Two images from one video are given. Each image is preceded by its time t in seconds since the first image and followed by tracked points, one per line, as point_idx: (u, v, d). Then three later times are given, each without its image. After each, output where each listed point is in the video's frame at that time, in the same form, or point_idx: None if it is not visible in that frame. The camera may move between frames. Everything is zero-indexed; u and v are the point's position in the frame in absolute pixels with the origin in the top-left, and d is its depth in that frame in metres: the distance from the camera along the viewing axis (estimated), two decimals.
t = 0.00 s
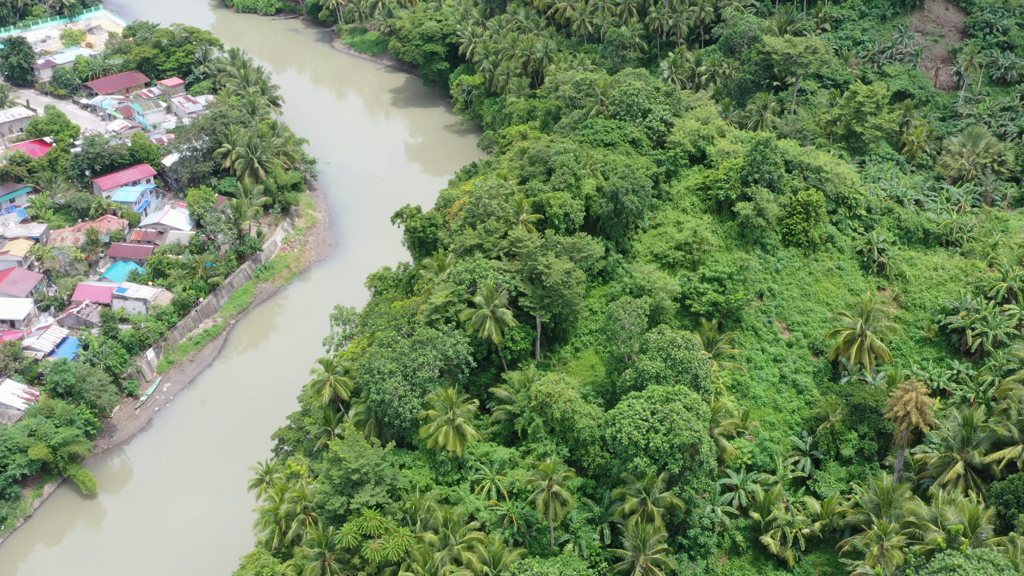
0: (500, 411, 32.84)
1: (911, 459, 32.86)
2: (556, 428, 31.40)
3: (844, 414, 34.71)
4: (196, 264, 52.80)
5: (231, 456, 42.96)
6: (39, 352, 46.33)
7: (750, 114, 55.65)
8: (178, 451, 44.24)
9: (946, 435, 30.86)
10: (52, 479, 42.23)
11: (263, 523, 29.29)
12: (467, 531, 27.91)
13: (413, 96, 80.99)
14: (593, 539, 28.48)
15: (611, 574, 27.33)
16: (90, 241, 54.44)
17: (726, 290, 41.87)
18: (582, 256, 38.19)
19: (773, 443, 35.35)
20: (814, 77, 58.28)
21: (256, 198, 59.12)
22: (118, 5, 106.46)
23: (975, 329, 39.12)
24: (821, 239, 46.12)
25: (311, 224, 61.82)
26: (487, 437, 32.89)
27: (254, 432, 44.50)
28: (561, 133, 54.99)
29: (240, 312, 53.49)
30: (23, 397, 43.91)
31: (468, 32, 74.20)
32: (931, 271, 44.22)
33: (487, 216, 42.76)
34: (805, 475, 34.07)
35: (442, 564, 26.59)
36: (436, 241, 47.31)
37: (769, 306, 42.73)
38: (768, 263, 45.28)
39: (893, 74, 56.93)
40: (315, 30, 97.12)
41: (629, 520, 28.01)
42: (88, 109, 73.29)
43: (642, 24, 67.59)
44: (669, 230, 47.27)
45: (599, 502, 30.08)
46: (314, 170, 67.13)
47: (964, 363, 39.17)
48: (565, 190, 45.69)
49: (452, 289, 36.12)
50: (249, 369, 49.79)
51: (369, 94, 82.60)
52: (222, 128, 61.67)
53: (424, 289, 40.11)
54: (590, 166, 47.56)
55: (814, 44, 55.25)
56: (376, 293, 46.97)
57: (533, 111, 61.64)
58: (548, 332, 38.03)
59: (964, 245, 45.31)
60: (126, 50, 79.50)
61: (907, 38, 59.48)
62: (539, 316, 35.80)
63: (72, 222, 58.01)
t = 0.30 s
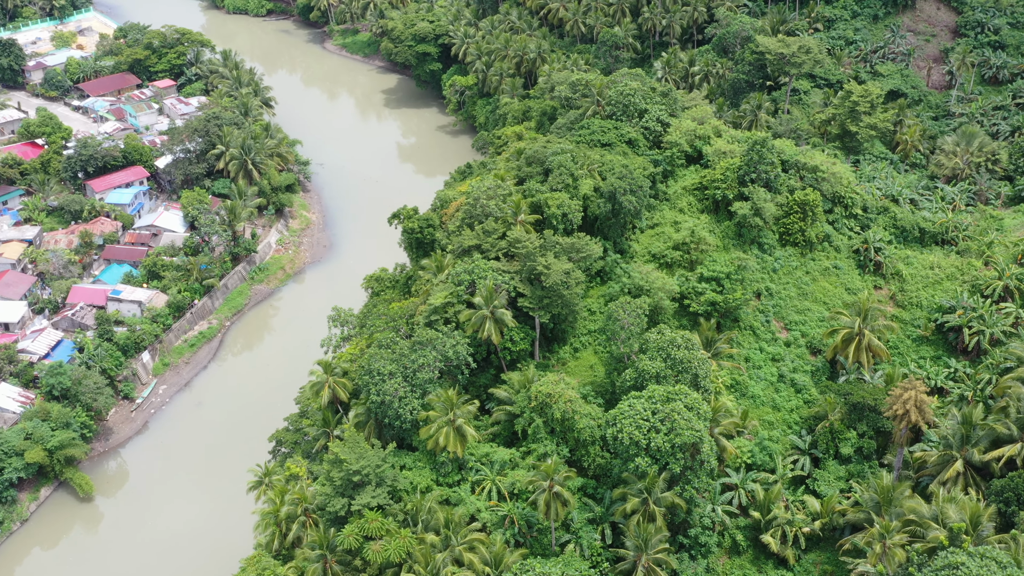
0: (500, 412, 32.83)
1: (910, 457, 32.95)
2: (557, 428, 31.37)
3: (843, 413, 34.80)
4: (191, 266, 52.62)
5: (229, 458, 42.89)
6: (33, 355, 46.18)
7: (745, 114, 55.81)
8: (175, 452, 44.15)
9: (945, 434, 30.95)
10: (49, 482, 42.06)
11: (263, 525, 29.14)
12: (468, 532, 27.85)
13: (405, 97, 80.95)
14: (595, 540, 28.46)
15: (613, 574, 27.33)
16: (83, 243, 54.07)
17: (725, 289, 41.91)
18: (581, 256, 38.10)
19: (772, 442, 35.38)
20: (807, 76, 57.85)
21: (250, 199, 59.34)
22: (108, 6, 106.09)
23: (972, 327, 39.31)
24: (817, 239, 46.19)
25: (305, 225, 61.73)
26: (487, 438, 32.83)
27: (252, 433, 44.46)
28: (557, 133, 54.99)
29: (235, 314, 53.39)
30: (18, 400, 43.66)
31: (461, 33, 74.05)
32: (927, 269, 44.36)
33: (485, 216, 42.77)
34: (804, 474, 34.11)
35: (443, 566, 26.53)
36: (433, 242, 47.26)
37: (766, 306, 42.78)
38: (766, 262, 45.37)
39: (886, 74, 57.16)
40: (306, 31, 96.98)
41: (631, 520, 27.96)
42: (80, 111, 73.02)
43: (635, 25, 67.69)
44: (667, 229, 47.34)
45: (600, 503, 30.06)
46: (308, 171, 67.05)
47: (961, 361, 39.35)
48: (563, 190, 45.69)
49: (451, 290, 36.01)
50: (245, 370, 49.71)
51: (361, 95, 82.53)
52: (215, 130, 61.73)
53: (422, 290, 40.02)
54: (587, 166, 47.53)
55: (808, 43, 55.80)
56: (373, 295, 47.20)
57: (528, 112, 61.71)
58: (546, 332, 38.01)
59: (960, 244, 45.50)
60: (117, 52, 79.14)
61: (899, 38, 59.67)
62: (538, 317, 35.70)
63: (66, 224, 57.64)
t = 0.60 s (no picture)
0: (499, 413, 32.78)
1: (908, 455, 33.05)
2: (556, 428, 31.36)
3: (840, 410, 34.88)
4: (183, 268, 52.27)
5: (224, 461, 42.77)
6: (26, 359, 46.04)
7: (736, 113, 55.50)
8: (170, 455, 43.97)
9: (942, 430, 31.07)
10: (43, 487, 41.83)
11: (262, 528, 28.93)
12: (468, 533, 27.76)
13: (395, 98, 80.89)
14: (595, 539, 28.43)
15: (614, 573, 27.34)
16: (74, 246, 53.79)
17: (721, 289, 41.94)
18: (578, 256, 38.09)
19: (770, 440, 35.45)
20: (797, 76, 58.70)
21: (242, 201, 59.14)
22: (95, 7, 105.57)
23: (966, 325, 39.59)
24: (811, 237, 46.38)
25: (297, 226, 61.57)
26: (486, 438, 32.76)
27: (246, 435, 44.34)
28: (552, 133, 54.95)
29: (227, 316, 53.22)
30: (11, 404, 43.37)
31: (450, 34, 73.75)
32: (921, 267, 44.55)
33: (481, 217, 42.84)
34: (802, 472, 34.23)
35: (444, 566, 26.47)
36: (429, 243, 47.08)
37: (762, 304, 42.86)
38: (761, 261, 45.43)
39: (876, 73, 57.43)
40: (294, 32, 96.72)
41: (631, 519, 27.94)
42: (68, 113, 72.59)
43: (625, 25, 67.70)
44: (662, 229, 47.39)
45: (600, 502, 30.05)
46: (299, 172, 66.89)
47: (956, 358, 39.57)
48: (558, 190, 45.73)
49: (449, 291, 35.85)
50: (239, 372, 49.57)
51: (349, 95, 82.40)
52: (206, 131, 61.67)
53: (419, 291, 39.87)
54: (582, 166, 47.48)
55: (797, 43, 55.48)
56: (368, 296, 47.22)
57: (521, 112, 61.74)
58: (544, 332, 37.97)
59: (953, 242, 45.73)
60: (106, 53, 78.63)
61: (889, 37, 59.87)
62: (536, 317, 35.71)
63: (56, 227, 57.35)
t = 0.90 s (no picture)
0: (497, 412, 32.75)
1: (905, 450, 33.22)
2: (555, 426, 31.36)
3: (836, 405, 34.99)
4: (173, 270, 52.20)
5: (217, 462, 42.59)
6: (16, 362, 45.62)
7: (724, 111, 56.16)
8: (162, 457, 43.72)
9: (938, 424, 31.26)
10: (36, 490, 41.55)
11: (262, 529, 28.76)
12: (469, 531, 27.72)
13: (381, 98, 80.74)
14: (595, 536, 28.44)
15: (615, 570, 27.39)
16: (62, 249, 53.55)
17: (716, 286, 41.98)
18: (574, 254, 38.13)
19: (766, 436, 35.59)
20: (783, 74, 58.75)
21: (231, 202, 58.78)
22: (77, 9, 104.80)
23: (959, 319, 39.86)
24: (805, 234, 46.54)
25: (286, 227, 61.40)
26: (484, 437, 32.73)
27: (239, 437, 44.15)
28: (544, 132, 54.87)
29: (218, 318, 52.97)
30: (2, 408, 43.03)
31: (436, 34, 73.49)
32: (913, 263, 44.77)
33: (476, 216, 42.61)
34: (799, 467, 34.35)
35: (445, 566, 26.44)
36: (424, 243, 47.07)
37: (756, 301, 43.01)
38: (755, 258, 45.64)
39: (862, 71, 57.81)
40: (278, 32, 96.36)
41: (632, 516, 27.95)
42: (52, 115, 72.06)
43: (612, 23, 67.70)
44: (656, 228, 47.45)
45: (599, 499, 30.06)
46: (286, 173, 66.69)
47: (949, 353, 39.81)
48: (552, 189, 45.67)
49: (446, 290, 35.78)
50: (230, 373, 49.32)
51: (334, 96, 82.18)
52: (193, 133, 61.15)
53: (414, 291, 39.72)
54: (575, 165, 47.48)
55: (785, 41, 56.31)
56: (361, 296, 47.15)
57: (511, 112, 61.77)
58: (540, 331, 37.91)
59: (944, 237, 45.96)
60: (90, 55, 77.99)
61: (874, 35, 60.10)
62: (533, 316, 35.63)
63: (43, 230, 56.97)
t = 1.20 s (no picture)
0: (498, 400, 32.76)
1: (902, 434, 33.38)
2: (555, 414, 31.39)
3: (834, 391, 35.16)
4: (163, 262, 51.57)
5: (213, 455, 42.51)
6: (8, 355, 45.28)
7: (715, 99, 56.29)
8: (157, 450, 43.57)
9: (937, 408, 31.45)
10: (31, 484, 41.34)
11: (263, 520, 28.67)
12: (471, 520, 27.68)
13: (368, 87, 80.23)
14: (597, 523, 28.50)
15: (618, 556, 27.29)
16: (52, 241, 53.05)
17: (713, 273, 42.17)
18: (573, 242, 37.73)
19: (765, 422, 35.75)
20: (773, 61, 58.47)
21: (222, 192, 58.24)
22: None
23: (954, 304, 40.06)
24: (799, 221, 46.67)
25: (276, 218, 61.08)
26: (485, 426, 32.75)
27: (234, 429, 44.07)
28: (539, 121, 54.66)
29: (209, 309, 52.75)
30: None
31: (424, 23, 72.92)
32: (906, 248, 44.95)
33: (472, 205, 42.39)
34: (797, 453, 34.49)
35: (449, 554, 26.47)
36: (420, 232, 46.99)
37: (752, 287, 43.11)
38: (750, 245, 45.68)
39: (850, 57, 57.71)
40: (262, 22, 95.49)
41: (635, 503, 27.91)
42: (37, 107, 71.15)
43: (601, 11, 67.39)
44: (652, 215, 47.40)
45: (600, 487, 30.10)
46: (275, 163, 66.28)
47: (944, 337, 40.05)
48: (548, 177, 45.50)
49: (444, 279, 35.62)
50: (223, 365, 49.15)
51: (320, 86, 81.60)
52: (181, 123, 60.41)
53: (412, 280, 39.66)
54: (571, 153, 47.31)
55: (773, 28, 56.45)
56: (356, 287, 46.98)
57: (502, 100, 61.56)
58: (538, 319, 37.86)
59: (936, 223, 46.14)
60: (73, 45, 77.09)
61: (862, 21, 60.05)
62: (531, 304, 35.51)
63: (31, 223, 56.50)
